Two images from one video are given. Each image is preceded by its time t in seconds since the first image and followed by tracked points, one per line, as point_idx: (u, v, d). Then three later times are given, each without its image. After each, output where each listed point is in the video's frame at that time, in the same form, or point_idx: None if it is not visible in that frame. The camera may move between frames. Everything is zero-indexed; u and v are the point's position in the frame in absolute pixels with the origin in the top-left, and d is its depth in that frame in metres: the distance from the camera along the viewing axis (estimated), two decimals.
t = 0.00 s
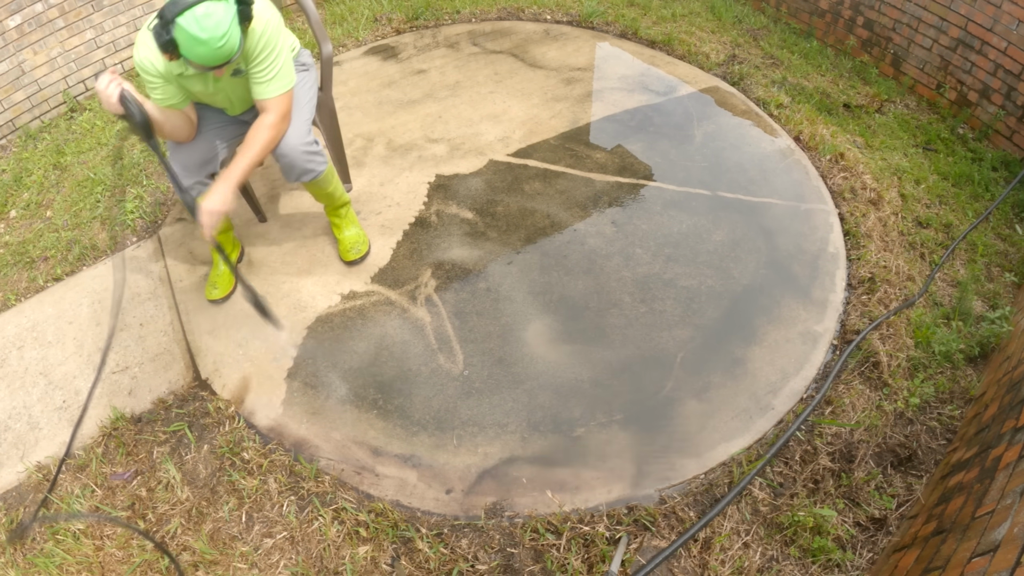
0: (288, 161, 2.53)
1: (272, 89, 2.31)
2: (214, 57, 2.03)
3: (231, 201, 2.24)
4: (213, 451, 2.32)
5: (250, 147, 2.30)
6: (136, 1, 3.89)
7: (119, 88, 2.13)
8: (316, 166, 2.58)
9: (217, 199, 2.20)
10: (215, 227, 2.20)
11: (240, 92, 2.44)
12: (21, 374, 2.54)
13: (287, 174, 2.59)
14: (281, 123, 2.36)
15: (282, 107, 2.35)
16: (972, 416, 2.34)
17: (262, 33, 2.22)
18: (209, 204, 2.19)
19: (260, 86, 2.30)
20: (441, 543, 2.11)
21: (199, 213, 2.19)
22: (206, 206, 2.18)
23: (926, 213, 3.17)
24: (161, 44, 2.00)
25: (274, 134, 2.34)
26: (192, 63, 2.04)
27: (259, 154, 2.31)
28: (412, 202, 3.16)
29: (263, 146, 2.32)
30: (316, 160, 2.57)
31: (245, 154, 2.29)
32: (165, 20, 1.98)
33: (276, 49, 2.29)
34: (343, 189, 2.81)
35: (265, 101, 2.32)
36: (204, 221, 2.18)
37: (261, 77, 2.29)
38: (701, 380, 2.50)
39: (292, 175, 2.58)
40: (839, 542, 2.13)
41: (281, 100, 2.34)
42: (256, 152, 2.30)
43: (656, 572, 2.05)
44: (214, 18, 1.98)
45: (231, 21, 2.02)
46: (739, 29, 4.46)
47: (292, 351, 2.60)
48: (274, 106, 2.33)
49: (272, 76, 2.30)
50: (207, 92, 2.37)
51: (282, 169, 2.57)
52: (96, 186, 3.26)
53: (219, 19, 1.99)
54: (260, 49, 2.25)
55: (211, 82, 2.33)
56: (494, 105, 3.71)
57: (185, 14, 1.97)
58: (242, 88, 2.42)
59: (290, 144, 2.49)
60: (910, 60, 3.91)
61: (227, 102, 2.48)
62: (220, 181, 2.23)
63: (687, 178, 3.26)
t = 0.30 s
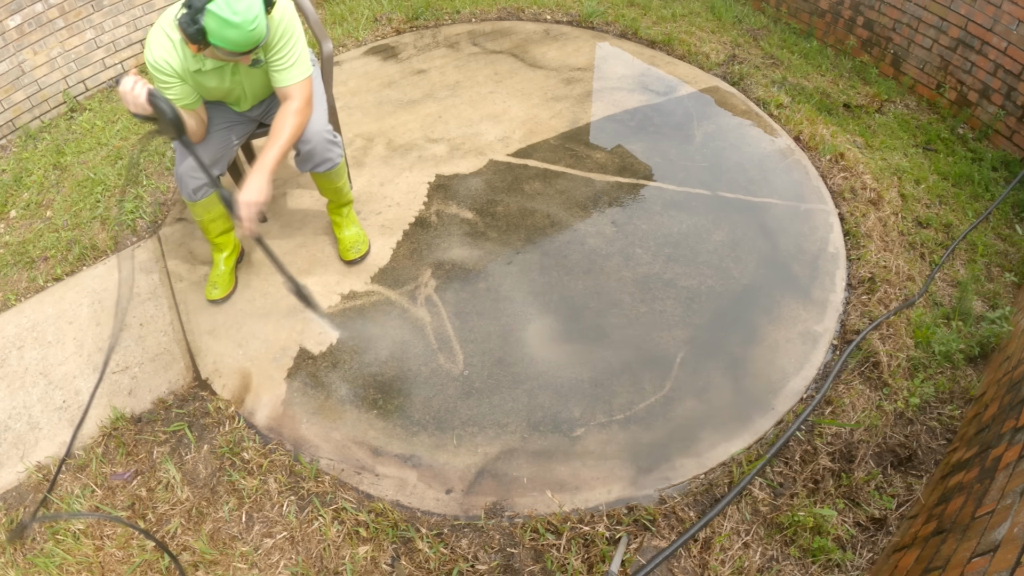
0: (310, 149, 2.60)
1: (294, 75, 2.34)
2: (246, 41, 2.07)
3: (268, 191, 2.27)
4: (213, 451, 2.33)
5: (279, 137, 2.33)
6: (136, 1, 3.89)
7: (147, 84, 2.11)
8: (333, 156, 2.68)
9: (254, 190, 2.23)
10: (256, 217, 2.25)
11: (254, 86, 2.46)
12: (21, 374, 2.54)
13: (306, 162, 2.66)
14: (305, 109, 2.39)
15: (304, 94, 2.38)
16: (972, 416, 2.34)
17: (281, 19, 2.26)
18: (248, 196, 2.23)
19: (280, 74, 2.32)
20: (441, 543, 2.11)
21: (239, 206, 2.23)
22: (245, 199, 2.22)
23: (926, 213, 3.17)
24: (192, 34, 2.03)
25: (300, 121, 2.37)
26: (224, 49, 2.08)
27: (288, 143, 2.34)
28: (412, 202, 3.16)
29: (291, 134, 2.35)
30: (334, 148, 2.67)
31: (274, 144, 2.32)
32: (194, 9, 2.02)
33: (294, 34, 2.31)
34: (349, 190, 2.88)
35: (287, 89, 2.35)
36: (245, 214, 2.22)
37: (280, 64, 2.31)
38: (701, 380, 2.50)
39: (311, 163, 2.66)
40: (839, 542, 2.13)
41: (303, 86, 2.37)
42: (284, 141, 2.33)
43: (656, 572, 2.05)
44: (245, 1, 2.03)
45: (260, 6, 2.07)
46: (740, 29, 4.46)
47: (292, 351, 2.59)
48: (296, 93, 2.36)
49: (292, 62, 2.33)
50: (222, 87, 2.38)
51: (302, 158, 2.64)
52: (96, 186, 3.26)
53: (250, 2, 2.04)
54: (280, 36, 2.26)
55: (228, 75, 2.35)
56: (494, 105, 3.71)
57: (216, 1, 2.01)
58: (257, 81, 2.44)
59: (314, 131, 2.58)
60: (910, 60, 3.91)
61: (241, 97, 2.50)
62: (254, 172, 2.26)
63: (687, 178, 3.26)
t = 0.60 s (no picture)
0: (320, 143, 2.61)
1: (304, 70, 2.35)
2: (258, 36, 2.07)
3: (282, 183, 2.31)
4: (213, 451, 2.33)
5: (290, 130, 2.36)
6: (136, 1, 3.89)
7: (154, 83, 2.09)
8: (342, 151, 2.70)
9: (268, 183, 2.28)
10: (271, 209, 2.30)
11: (260, 81, 2.48)
12: (21, 374, 2.54)
13: (315, 155, 2.67)
14: (316, 102, 2.41)
15: (314, 87, 2.40)
16: (972, 416, 2.34)
17: (288, 15, 2.27)
18: (263, 190, 2.27)
19: (290, 69, 2.34)
20: (441, 543, 2.11)
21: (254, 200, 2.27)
22: (260, 192, 2.26)
23: (926, 213, 3.17)
24: (203, 32, 2.03)
25: (311, 114, 2.40)
26: (235, 46, 2.08)
27: (300, 136, 2.37)
28: (412, 202, 3.16)
29: (302, 128, 2.38)
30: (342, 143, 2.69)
31: (286, 138, 2.35)
32: (205, 7, 2.02)
33: (302, 28, 2.32)
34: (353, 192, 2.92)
35: (297, 84, 2.37)
36: (261, 206, 2.27)
37: (289, 59, 2.32)
38: (701, 380, 2.50)
39: (321, 158, 2.68)
40: (839, 542, 2.13)
41: (313, 80, 2.39)
42: (296, 134, 2.36)
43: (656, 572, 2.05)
44: None
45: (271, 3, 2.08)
46: (739, 29, 4.45)
47: (292, 351, 2.59)
48: (307, 87, 2.38)
49: (301, 57, 2.34)
50: (228, 85, 2.39)
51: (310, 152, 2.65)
52: (96, 186, 3.26)
53: None
54: (288, 31, 2.27)
55: (235, 73, 2.36)
56: (494, 105, 3.71)
57: None
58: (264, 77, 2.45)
59: (325, 125, 2.60)
60: (910, 60, 3.91)
61: (246, 94, 2.51)
62: (267, 165, 2.29)
63: (687, 178, 3.26)
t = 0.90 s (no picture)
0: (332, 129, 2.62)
1: (315, 57, 2.38)
2: (273, 27, 2.13)
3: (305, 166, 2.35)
4: (213, 451, 2.33)
5: (307, 116, 2.39)
6: (136, 1, 3.89)
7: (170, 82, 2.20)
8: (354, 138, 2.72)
9: (294, 166, 2.31)
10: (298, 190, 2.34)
11: (269, 75, 2.50)
12: (21, 374, 2.54)
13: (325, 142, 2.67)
14: (330, 87, 2.44)
15: (326, 73, 2.43)
16: (972, 416, 2.34)
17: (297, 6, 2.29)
18: (289, 173, 2.31)
19: (300, 57, 2.35)
20: (441, 543, 2.11)
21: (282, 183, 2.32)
22: (287, 176, 2.30)
23: (926, 213, 3.17)
24: (220, 25, 2.09)
25: (327, 99, 2.42)
26: (250, 37, 2.13)
27: (317, 120, 2.40)
28: (412, 202, 3.16)
29: (318, 112, 2.40)
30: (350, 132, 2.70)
31: (304, 123, 2.37)
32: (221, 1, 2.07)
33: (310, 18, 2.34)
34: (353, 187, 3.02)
35: (309, 71, 2.39)
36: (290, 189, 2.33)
37: (299, 48, 2.34)
38: (701, 380, 2.50)
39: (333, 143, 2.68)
40: (839, 542, 2.13)
41: (324, 66, 2.41)
42: (313, 118, 2.39)
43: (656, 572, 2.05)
44: None
45: None
46: (740, 29, 4.45)
47: (292, 351, 2.59)
48: (320, 72, 2.40)
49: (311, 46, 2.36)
50: (237, 78, 2.42)
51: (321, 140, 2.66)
52: (96, 186, 3.26)
53: None
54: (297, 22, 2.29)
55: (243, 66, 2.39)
56: (494, 105, 3.71)
57: None
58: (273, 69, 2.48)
59: (340, 110, 2.61)
60: (910, 60, 3.91)
61: (253, 87, 2.53)
62: (289, 149, 2.32)
63: (687, 178, 3.26)
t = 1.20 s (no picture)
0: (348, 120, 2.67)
1: (327, 50, 2.45)
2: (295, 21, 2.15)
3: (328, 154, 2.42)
4: (213, 451, 2.33)
5: (324, 105, 2.47)
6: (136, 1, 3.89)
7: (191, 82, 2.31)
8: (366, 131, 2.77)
9: (318, 155, 2.38)
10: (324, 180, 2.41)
11: (279, 71, 2.53)
12: (21, 374, 2.54)
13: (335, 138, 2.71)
14: (344, 77, 2.52)
15: (340, 64, 2.51)
16: (972, 416, 2.34)
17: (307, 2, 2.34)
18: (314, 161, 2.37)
19: (313, 51, 2.43)
20: (441, 543, 2.11)
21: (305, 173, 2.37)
22: (311, 164, 2.36)
23: (926, 213, 3.17)
24: (242, 23, 2.11)
25: (342, 88, 2.51)
26: (273, 33, 2.15)
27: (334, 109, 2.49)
28: (413, 202, 3.16)
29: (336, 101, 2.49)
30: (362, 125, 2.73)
31: (322, 111, 2.46)
32: None
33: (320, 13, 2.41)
34: (360, 186, 3.08)
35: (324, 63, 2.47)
36: (315, 176, 2.37)
37: (312, 43, 2.41)
38: (701, 380, 2.50)
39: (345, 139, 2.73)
40: (839, 542, 2.13)
41: (337, 58, 2.49)
42: (330, 108, 2.48)
43: (656, 572, 2.05)
44: None
45: None
46: (739, 29, 4.45)
47: (292, 352, 2.59)
48: (334, 63, 2.48)
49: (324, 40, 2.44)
50: (248, 76, 2.45)
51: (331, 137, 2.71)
52: (96, 186, 3.26)
53: None
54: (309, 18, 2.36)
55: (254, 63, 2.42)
56: (494, 105, 3.71)
57: None
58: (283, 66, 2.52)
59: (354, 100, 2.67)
60: (910, 60, 3.91)
61: (263, 86, 2.56)
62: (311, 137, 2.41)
63: (687, 178, 3.26)
